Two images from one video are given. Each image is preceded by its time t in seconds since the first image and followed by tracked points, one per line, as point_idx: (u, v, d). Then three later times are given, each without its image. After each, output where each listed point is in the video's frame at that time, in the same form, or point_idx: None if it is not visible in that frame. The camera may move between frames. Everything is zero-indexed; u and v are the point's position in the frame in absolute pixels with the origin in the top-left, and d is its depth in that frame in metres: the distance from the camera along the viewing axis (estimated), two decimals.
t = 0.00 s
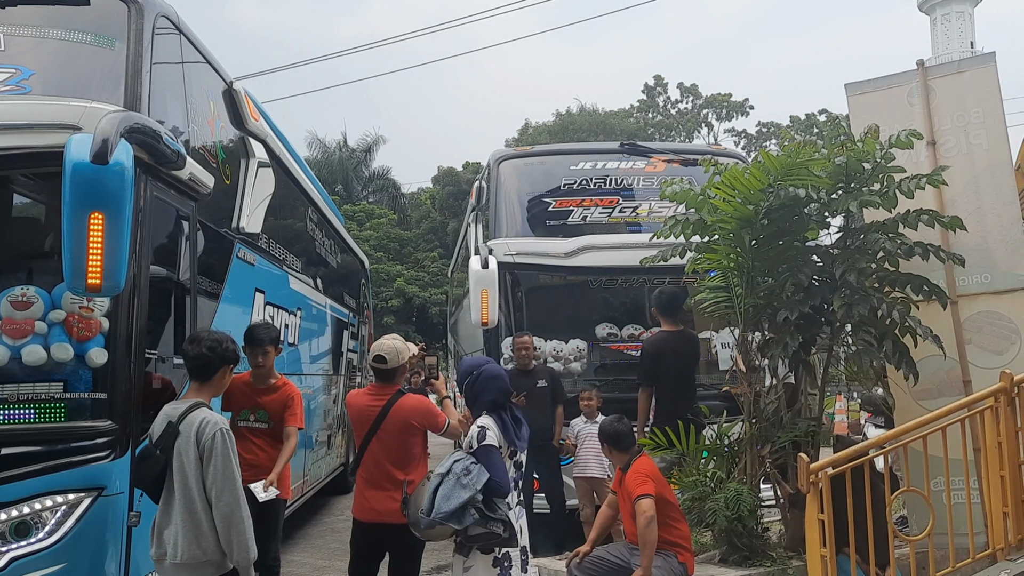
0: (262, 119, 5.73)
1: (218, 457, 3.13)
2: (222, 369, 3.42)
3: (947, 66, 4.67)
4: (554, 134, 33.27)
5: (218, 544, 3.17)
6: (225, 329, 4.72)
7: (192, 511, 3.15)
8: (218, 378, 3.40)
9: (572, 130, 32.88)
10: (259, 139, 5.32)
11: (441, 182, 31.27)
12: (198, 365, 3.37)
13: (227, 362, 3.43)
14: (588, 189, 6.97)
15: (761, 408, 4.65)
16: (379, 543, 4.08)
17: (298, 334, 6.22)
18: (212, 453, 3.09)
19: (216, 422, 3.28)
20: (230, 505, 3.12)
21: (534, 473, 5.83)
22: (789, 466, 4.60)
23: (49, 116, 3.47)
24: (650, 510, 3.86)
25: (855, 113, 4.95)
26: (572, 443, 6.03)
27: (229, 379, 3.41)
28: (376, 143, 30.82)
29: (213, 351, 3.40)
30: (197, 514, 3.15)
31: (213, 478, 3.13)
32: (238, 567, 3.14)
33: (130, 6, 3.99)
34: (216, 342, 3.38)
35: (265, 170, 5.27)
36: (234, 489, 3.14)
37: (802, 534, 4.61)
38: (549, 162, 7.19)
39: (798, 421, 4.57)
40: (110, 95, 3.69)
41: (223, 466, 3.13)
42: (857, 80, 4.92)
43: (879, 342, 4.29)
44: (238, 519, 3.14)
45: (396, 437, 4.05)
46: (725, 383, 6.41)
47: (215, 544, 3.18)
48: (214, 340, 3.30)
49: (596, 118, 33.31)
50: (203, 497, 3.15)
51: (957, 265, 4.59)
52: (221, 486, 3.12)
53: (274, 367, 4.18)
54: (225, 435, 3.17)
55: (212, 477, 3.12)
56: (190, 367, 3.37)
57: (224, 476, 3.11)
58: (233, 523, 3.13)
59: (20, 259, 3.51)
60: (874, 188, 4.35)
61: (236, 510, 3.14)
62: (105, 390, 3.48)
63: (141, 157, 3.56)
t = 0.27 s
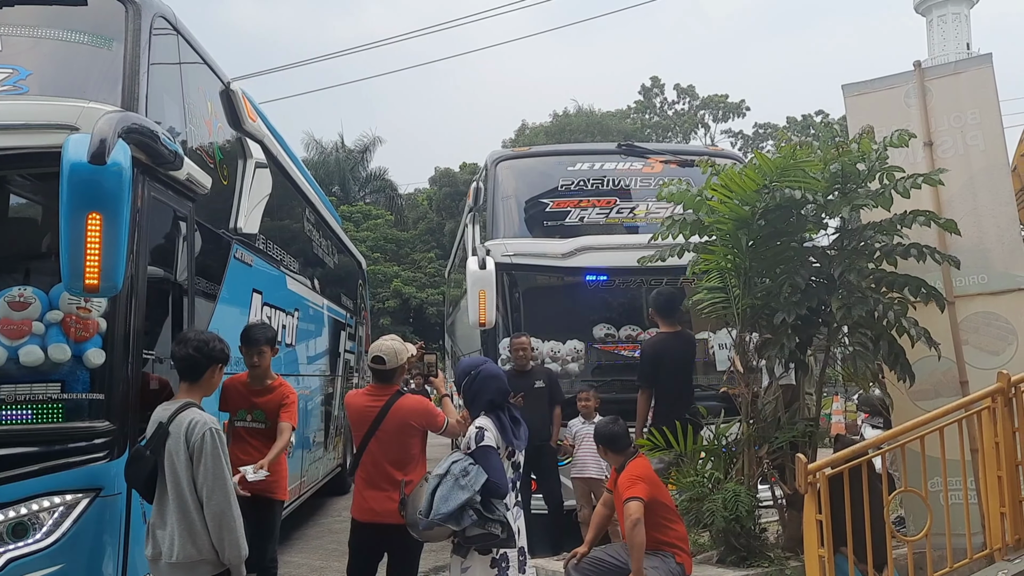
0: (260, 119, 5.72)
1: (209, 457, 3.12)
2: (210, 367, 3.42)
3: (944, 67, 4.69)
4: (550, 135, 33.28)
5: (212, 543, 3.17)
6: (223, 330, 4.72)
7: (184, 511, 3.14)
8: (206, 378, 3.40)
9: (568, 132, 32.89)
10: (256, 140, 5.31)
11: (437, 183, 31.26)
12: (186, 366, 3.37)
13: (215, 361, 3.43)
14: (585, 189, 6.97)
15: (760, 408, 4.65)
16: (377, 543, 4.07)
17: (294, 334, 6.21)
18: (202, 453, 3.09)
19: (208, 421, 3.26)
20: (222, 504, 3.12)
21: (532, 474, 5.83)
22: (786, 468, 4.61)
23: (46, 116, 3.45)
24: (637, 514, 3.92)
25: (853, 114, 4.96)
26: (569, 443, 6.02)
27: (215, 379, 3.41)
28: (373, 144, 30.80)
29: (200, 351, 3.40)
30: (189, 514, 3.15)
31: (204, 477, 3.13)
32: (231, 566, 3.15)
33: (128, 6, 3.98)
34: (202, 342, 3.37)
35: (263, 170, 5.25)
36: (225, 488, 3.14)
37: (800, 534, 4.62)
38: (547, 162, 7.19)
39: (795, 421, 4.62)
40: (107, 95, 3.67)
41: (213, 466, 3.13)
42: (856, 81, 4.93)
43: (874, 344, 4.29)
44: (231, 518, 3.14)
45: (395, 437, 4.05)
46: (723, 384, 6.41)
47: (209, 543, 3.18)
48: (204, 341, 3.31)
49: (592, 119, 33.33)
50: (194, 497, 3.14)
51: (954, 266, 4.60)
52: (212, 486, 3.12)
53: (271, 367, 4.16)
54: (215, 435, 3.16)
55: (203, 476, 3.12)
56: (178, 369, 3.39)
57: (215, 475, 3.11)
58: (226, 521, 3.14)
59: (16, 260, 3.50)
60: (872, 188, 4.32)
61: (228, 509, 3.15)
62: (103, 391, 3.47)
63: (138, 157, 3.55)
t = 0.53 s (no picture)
0: (258, 120, 5.72)
1: (202, 457, 3.10)
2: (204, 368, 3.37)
3: (943, 69, 4.71)
4: (549, 136, 33.28)
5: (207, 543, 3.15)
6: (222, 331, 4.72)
7: (179, 512, 3.13)
8: (201, 378, 3.36)
9: (566, 132, 32.90)
10: (254, 141, 5.29)
11: (435, 184, 31.25)
12: (181, 367, 3.33)
13: (210, 362, 3.39)
14: (584, 190, 6.98)
15: (758, 409, 4.65)
16: (375, 544, 4.07)
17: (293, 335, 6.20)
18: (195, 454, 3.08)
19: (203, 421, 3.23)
20: (214, 505, 3.10)
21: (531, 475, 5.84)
22: (785, 468, 4.62)
23: (45, 116, 3.45)
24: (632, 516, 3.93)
25: (851, 115, 4.97)
26: (568, 444, 6.02)
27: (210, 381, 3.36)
28: (371, 145, 30.81)
29: (194, 351, 3.36)
30: (184, 514, 3.13)
31: (198, 478, 3.11)
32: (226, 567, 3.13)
33: (127, 6, 3.98)
34: (197, 343, 3.33)
35: (262, 171, 5.25)
36: (218, 489, 3.11)
37: (798, 535, 4.62)
38: (546, 163, 7.20)
39: (794, 421, 4.63)
40: (107, 95, 3.67)
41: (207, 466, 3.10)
42: (854, 82, 4.93)
43: (873, 344, 4.32)
44: (224, 519, 3.12)
45: (395, 437, 4.04)
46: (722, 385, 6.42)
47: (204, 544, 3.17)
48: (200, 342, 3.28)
49: (591, 120, 33.34)
50: (189, 497, 3.13)
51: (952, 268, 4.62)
52: (205, 486, 3.10)
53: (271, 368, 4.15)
54: (209, 435, 3.14)
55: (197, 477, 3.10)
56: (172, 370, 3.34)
57: (208, 476, 3.09)
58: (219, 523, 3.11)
59: (15, 261, 3.49)
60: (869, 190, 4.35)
61: (222, 510, 3.12)
62: (102, 391, 3.46)
63: (136, 158, 3.54)
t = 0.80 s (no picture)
0: (259, 120, 5.71)
1: (206, 457, 3.10)
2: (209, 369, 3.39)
3: (943, 70, 4.72)
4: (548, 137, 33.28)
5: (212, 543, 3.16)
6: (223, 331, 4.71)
7: (184, 512, 3.13)
8: (205, 379, 3.37)
9: (566, 133, 32.91)
10: (255, 141, 5.29)
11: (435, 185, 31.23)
12: (185, 367, 3.35)
13: (214, 363, 3.40)
14: (584, 191, 6.98)
15: (759, 410, 4.66)
16: (377, 544, 4.07)
17: (293, 336, 6.19)
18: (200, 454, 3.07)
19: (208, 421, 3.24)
20: (219, 505, 3.09)
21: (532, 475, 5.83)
22: (786, 469, 4.60)
23: (45, 116, 3.44)
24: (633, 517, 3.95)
25: (852, 116, 4.99)
26: (569, 445, 6.01)
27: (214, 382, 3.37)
28: (370, 146, 30.81)
29: (200, 352, 3.38)
30: (189, 515, 3.13)
31: (204, 478, 3.12)
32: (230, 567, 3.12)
33: (127, 6, 3.97)
34: (202, 343, 3.34)
35: (263, 171, 5.24)
36: (223, 489, 3.11)
37: (799, 536, 4.63)
38: (546, 163, 7.20)
39: (794, 422, 4.63)
40: (108, 95, 3.66)
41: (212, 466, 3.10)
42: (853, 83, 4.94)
43: (875, 345, 4.33)
44: (229, 519, 3.12)
45: (397, 437, 4.03)
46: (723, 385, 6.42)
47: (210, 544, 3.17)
48: (203, 343, 3.29)
49: (591, 120, 33.31)
50: (194, 497, 3.13)
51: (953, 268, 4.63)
52: (210, 486, 3.10)
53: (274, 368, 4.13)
54: (214, 435, 3.14)
55: (203, 477, 3.11)
56: (177, 369, 3.36)
57: (214, 475, 3.09)
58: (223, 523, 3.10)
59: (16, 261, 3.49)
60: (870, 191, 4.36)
61: (227, 510, 3.12)
62: (103, 391, 3.46)
63: (138, 157, 3.53)
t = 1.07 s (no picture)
0: (265, 120, 5.72)
1: (221, 455, 3.14)
2: (221, 368, 3.39)
3: (948, 72, 4.75)
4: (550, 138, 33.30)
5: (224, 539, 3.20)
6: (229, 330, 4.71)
7: (196, 510, 3.15)
8: (217, 378, 3.38)
9: (568, 134, 32.93)
10: (261, 140, 5.28)
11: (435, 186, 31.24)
12: (196, 365, 3.35)
13: (225, 362, 3.40)
14: (588, 191, 6.99)
15: (763, 410, 4.69)
16: (383, 544, 4.08)
17: (296, 335, 6.19)
18: (216, 452, 3.11)
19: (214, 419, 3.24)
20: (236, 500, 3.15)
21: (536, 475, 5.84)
22: (790, 470, 4.62)
23: (56, 113, 3.43)
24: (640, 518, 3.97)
25: (858, 118, 5.01)
26: (572, 445, 6.02)
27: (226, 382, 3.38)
28: (371, 146, 30.82)
29: (210, 351, 3.37)
30: (201, 513, 3.16)
31: (216, 476, 3.14)
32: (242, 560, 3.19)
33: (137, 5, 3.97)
34: (213, 343, 3.34)
35: (268, 170, 5.23)
36: (239, 485, 3.17)
37: (803, 537, 4.64)
38: (551, 164, 7.22)
39: (799, 424, 4.64)
40: (118, 94, 3.65)
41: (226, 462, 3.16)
42: (859, 86, 5.01)
43: (881, 346, 4.34)
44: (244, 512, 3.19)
45: (403, 436, 4.04)
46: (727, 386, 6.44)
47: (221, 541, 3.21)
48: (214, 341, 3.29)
49: (592, 121, 33.33)
50: (207, 495, 3.16)
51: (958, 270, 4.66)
52: (225, 482, 3.15)
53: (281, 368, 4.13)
54: (228, 433, 3.19)
55: (216, 475, 3.14)
56: (188, 368, 3.36)
57: (229, 471, 3.15)
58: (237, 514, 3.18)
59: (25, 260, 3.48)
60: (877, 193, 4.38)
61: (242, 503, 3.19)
62: (111, 389, 3.45)
63: (146, 156, 3.53)
